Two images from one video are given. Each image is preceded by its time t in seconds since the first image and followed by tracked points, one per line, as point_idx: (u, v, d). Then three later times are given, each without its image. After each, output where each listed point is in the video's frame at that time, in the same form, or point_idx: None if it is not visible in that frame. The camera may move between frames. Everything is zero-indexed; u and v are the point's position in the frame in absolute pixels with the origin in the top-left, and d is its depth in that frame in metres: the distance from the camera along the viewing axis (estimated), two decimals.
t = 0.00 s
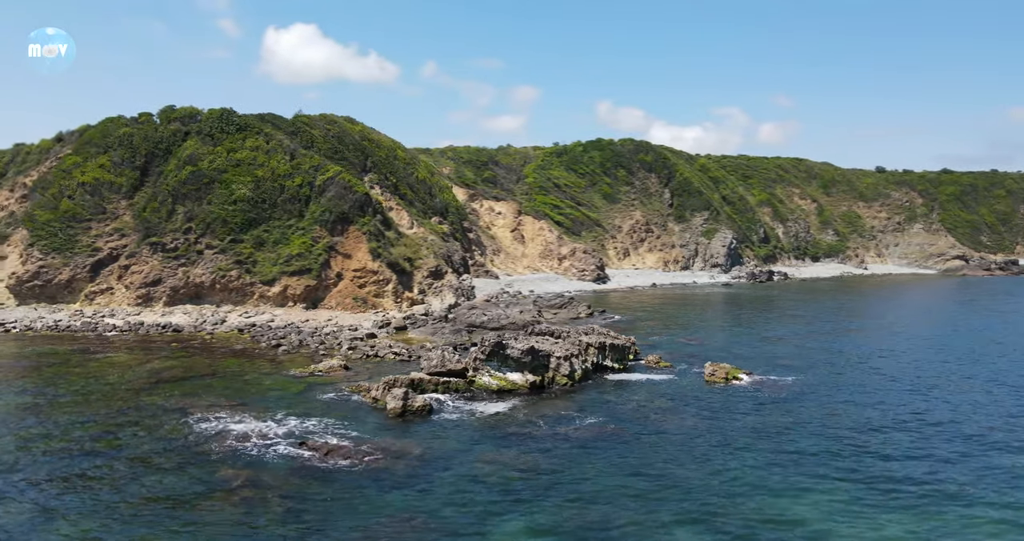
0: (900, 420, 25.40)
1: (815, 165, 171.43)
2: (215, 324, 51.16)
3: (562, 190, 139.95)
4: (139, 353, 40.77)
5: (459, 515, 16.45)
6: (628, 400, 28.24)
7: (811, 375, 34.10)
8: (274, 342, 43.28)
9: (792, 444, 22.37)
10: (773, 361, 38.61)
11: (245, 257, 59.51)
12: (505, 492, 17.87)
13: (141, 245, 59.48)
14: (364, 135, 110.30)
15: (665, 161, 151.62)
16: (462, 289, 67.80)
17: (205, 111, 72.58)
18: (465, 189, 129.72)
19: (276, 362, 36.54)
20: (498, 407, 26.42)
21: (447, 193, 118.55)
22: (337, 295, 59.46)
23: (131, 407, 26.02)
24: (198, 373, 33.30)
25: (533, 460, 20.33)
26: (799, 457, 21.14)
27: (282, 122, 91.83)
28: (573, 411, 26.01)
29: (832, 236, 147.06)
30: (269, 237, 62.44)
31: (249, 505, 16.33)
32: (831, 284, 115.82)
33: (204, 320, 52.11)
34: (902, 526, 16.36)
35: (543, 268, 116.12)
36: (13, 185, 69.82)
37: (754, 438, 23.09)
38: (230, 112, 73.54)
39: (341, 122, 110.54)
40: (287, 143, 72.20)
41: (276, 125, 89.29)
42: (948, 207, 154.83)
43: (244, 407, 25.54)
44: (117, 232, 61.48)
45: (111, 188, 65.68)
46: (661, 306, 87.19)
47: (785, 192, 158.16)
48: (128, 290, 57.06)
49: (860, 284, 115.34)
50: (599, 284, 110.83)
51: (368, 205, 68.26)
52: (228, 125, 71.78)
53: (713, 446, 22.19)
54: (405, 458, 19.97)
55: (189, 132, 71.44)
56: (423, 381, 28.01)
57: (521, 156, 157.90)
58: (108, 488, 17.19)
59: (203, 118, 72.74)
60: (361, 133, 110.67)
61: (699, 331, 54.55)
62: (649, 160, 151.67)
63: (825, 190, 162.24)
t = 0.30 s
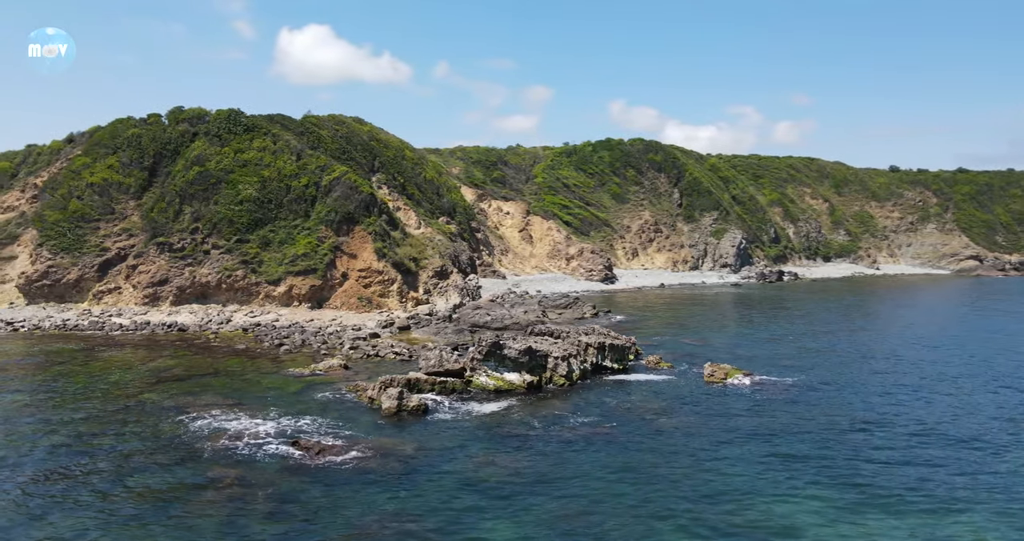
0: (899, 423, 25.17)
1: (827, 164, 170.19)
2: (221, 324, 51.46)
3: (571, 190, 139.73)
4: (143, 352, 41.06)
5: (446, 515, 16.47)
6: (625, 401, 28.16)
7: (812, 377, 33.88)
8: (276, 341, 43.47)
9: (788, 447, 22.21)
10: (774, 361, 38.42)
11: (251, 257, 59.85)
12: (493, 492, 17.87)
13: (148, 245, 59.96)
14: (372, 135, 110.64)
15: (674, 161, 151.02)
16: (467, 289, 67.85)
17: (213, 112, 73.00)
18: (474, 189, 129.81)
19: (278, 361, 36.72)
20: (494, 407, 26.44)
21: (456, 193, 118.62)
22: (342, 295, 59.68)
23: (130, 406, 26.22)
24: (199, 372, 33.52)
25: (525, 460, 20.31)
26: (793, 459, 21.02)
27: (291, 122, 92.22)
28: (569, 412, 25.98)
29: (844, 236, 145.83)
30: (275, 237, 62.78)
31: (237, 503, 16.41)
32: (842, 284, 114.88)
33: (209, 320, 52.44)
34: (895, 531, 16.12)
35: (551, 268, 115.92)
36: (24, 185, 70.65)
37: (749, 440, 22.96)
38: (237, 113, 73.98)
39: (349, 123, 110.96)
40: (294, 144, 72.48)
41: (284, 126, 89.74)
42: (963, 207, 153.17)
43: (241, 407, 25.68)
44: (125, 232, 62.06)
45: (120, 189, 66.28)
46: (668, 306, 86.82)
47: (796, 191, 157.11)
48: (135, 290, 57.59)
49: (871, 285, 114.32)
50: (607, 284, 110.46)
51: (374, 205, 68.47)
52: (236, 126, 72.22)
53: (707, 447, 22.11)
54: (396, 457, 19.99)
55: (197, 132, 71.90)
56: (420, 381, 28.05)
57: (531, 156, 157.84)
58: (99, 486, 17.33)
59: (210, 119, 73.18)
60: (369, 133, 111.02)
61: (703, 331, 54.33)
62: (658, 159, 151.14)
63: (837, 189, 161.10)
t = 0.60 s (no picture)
0: (897, 425, 24.94)
1: (841, 164, 168.72)
2: (226, 323, 51.79)
3: (581, 190, 139.41)
4: (147, 351, 41.38)
5: (431, 514, 16.44)
6: (622, 401, 28.04)
7: (813, 378, 33.62)
8: (279, 341, 43.67)
9: (782, 449, 22.00)
10: (776, 362, 38.16)
11: (258, 257, 60.24)
12: (481, 492, 17.84)
13: (156, 245, 60.51)
14: (381, 135, 110.99)
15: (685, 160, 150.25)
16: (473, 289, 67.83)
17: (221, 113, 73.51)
18: (483, 189, 129.83)
19: (279, 360, 36.88)
20: (489, 406, 26.41)
21: (465, 192, 118.72)
22: (347, 294, 59.88)
23: (128, 403, 26.40)
24: (201, 371, 33.79)
25: (516, 460, 20.29)
26: (787, 462, 20.84)
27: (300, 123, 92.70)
28: (565, 412, 25.93)
29: (858, 236, 144.36)
30: (281, 237, 63.15)
31: (223, 500, 16.48)
32: (854, 285, 113.77)
33: (215, 319, 52.81)
34: (885, 535, 15.92)
35: (560, 268, 115.67)
36: (36, 186, 71.49)
37: (745, 441, 22.80)
38: (246, 114, 74.45)
39: (358, 123, 111.39)
40: (301, 144, 72.78)
41: (293, 127, 90.22)
42: (980, 206, 151.16)
43: (238, 405, 25.80)
44: (133, 232, 62.63)
45: (130, 189, 66.92)
46: (677, 307, 86.35)
47: (809, 191, 155.83)
48: (143, 290, 58.12)
49: (884, 285, 113.09)
50: (616, 284, 110.03)
51: (380, 205, 68.69)
52: (244, 127, 72.69)
53: (701, 449, 21.94)
54: (386, 456, 19.99)
55: (205, 133, 72.42)
56: (416, 381, 28.07)
57: (541, 156, 157.70)
58: (89, 482, 17.44)
59: (219, 120, 73.70)
60: (378, 133, 111.35)
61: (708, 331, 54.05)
62: (669, 159, 150.38)
63: (851, 188, 159.61)
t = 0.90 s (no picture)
0: (895, 427, 24.74)
1: (853, 163, 167.47)
2: (231, 323, 52.11)
3: (590, 190, 139.10)
4: (151, 350, 41.70)
5: (416, 512, 16.50)
6: (618, 402, 27.97)
7: (813, 379, 33.40)
8: (282, 340, 43.87)
9: (775, 451, 21.87)
10: (778, 363, 37.94)
11: (263, 257, 60.59)
12: (468, 491, 17.88)
13: (163, 245, 61.01)
14: (389, 135, 111.27)
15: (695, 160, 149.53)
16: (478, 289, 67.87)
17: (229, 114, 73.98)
18: (492, 189, 129.87)
19: (280, 360, 37.07)
20: (484, 406, 26.43)
21: (473, 193, 118.77)
22: (352, 294, 60.09)
23: (127, 401, 26.65)
24: (201, 370, 34.04)
25: (506, 459, 20.31)
26: (780, 464, 20.70)
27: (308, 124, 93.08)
28: (560, 412, 25.90)
29: (870, 236, 143.09)
30: (286, 236, 63.46)
31: (212, 498, 16.63)
32: (865, 285, 112.82)
33: (220, 319, 53.13)
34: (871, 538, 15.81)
35: (568, 268, 115.44)
36: (46, 187, 72.24)
37: (738, 442, 22.71)
38: (253, 115, 74.87)
39: (366, 123, 111.79)
40: (308, 144, 73.07)
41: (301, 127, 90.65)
42: (995, 206, 149.38)
43: (235, 404, 25.97)
44: (141, 232, 63.19)
45: (138, 189, 67.47)
46: (685, 307, 85.93)
47: (820, 190, 154.70)
48: (150, 289, 58.61)
49: (896, 285, 112.06)
50: (623, 284, 109.65)
51: (385, 205, 68.86)
52: (251, 127, 73.13)
53: (694, 450, 21.86)
54: (377, 455, 20.06)
55: (213, 134, 72.89)
56: (413, 380, 28.14)
57: (550, 156, 157.60)
58: (80, 480, 17.63)
59: (226, 121, 74.17)
60: (386, 134, 111.65)
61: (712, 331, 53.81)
62: (678, 159, 149.70)
63: (863, 188, 158.35)
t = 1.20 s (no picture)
0: (893, 431, 24.49)
1: (868, 162, 165.99)
2: (236, 322, 52.45)
3: (600, 190, 138.76)
4: (155, 349, 42.03)
5: (401, 511, 16.52)
6: (615, 402, 27.86)
7: (814, 380, 33.13)
8: (284, 339, 44.07)
9: (768, 453, 21.70)
10: (779, 364, 37.70)
11: (269, 257, 60.96)
12: (454, 491, 17.87)
13: (171, 245, 61.54)
14: (398, 136, 111.56)
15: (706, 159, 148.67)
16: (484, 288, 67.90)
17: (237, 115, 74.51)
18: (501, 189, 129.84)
19: (281, 359, 37.25)
20: (479, 406, 26.41)
21: (482, 193, 118.79)
22: (357, 294, 60.30)
23: (126, 399, 26.89)
24: (202, 369, 34.27)
25: (496, 460, 20.29)
26: (772, 466, 20.55)
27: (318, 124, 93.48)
28: (554, 413, 25.84)
29: (884, 236, 141.60)
30: (293, 237, 63.81)
31: (198, 496, 16.73)
32: (877, 286, 111.72)
33: (226, 318, 53.45)
34: None
35: (577, 268, 115.16)
36: (58, 187, 73.03)
37: (733, 444, 22.54)
38: (261, 115, 75.36)
39: (375, 123, 112.18)
40: (315, 145, 73.41)
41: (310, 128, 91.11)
42: (1013, 205, 147.36)
43: (231, 403, 26.11)
44: (149, 232, 63.76)
45: (147, 190, 68.06)
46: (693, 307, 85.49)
47: (834, 190, 153.37)
48: (157, 289, 59.11)
49: (908, 286, 110.88)
50: (632, 284, 109.22)
51: (391, 205, 69.07)
52: (259, 128, 73.62)
53: (686, 451, 21.73)
54: (366, 455, 20.09)
55: (221, 135, 73.40)
56: (409, 380, 28.17)
57: (560, 156, 157.40)
58: (71, 477, 17.81)
59: (235, 121, 74.71)
60: (395, 134, 111.94)
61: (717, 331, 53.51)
62: (689, 158, 148.80)
63: (877, 188, 156.83)
